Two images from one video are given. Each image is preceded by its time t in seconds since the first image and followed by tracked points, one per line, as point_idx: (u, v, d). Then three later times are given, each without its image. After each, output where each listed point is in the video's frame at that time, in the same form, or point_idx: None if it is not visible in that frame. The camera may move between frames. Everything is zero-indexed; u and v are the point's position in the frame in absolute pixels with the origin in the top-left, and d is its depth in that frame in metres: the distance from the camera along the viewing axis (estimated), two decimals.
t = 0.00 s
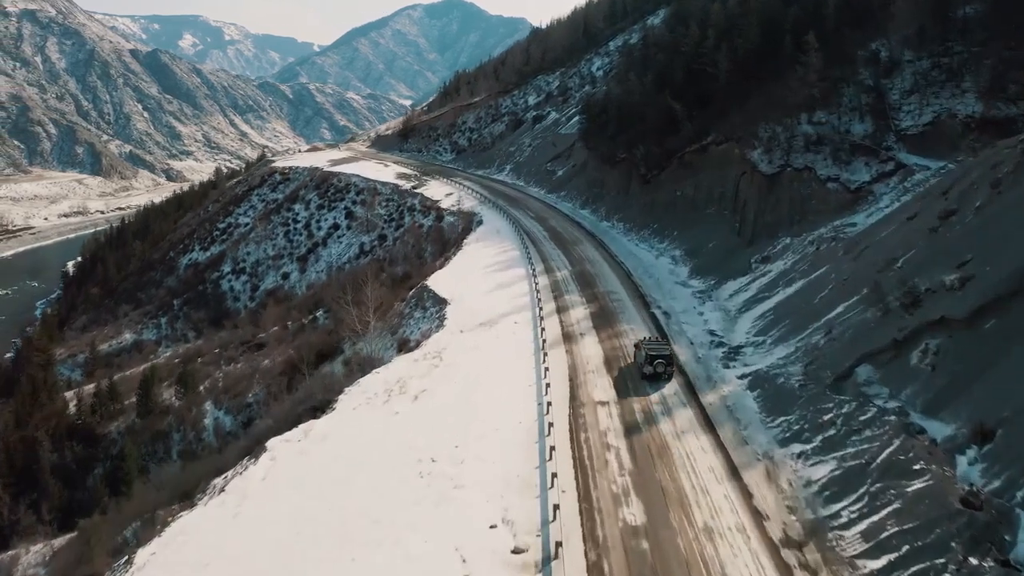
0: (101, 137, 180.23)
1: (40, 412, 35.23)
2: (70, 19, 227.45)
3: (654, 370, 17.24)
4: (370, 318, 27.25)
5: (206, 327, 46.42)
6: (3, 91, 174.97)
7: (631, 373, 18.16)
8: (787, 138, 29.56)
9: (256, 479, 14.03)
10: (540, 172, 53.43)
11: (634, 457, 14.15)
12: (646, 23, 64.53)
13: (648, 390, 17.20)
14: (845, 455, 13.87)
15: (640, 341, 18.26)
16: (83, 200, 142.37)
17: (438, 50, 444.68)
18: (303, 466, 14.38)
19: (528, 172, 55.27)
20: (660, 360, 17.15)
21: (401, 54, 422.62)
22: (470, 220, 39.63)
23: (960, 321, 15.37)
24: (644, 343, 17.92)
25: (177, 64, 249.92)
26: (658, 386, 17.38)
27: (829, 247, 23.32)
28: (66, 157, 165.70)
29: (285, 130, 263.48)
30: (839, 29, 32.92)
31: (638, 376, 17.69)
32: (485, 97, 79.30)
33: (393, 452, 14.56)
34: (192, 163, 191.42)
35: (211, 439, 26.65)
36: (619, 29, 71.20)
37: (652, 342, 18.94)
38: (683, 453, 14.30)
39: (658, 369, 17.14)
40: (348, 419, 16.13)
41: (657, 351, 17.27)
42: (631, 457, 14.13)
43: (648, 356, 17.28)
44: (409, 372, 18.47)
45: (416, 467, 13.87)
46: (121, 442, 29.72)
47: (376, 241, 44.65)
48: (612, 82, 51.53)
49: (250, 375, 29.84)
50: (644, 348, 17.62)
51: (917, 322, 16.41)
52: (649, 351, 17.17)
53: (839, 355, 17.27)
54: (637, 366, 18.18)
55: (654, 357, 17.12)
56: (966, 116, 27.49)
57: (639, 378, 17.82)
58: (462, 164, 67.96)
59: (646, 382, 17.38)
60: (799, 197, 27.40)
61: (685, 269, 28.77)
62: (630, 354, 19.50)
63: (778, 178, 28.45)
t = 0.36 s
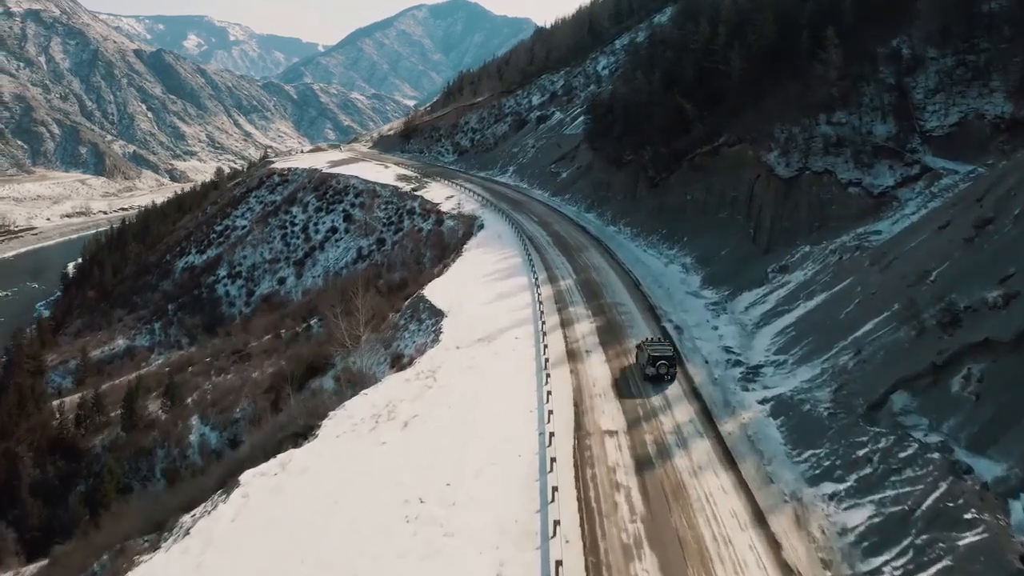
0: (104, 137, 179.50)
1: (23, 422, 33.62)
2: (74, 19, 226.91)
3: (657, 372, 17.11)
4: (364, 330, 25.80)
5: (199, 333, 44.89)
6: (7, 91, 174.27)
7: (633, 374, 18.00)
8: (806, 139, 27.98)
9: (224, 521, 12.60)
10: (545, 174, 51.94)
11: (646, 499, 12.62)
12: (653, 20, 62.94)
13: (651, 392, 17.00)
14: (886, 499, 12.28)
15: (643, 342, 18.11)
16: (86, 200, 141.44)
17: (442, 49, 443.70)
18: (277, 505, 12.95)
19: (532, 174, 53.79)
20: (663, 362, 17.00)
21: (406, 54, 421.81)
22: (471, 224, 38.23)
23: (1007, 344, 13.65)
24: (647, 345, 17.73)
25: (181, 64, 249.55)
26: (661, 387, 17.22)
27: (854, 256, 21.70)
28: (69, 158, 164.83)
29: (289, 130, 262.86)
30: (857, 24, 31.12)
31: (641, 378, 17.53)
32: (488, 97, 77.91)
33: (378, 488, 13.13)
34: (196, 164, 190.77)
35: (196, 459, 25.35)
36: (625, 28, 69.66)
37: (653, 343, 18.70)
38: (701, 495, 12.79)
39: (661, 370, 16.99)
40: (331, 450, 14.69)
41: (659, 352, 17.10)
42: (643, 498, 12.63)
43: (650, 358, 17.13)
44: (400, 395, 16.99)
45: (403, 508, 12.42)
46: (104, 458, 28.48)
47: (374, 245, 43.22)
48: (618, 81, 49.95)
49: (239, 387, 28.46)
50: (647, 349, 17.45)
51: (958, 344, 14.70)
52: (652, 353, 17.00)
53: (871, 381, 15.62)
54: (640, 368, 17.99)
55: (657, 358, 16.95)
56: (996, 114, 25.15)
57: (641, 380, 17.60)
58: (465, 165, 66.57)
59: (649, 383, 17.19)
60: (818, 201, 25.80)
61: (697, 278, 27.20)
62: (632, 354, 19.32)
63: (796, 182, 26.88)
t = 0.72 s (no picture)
0: (108, 137, 178.67)
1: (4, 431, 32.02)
2: (79, 19, 226.45)
3: (660, 373, 17.01)
4: (356, 343, 24.34)
5: (192, 339, 43.50)
6: (11, 91, 173.39)
7: (636, 375, 17.87)
8: (825, 141, 26.40)
9: None
10: (548, 176, 50.42)
11: (661, 551, 11.09)
12: (660, 18, 61.40)
13: (653, 393, 16.88)
14: (937, 556, 10.67)
15: (645, 343, 17.99)
16: (88, 201, 140.17)
17: (447, 49, 442.80)
18: (244, 556, 11.41)
19: (535, 176, 52.31)
20: (666, 363, 16.91)
21: (410, 54, 421.06)
22: (471, 228, 36.84)
23: None
24: (648, 346, 17.59)
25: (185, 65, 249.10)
26: (664, 388, 17.14)
27: (881, 268, 20.10)
28: (73, 158, 163.82)
29: (293, 130, 262.21)
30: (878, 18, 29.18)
31: (644, 379, 17.40)
32: (492, 97, 76.53)
33: (359, 536, 11.60)
34: (199, 164, 190.09)
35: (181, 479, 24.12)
36: (631, 26, 68.12)
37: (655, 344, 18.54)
38: (723, 546, 11.26)
39: (663, 371, 16.89)
40: (309, 487, 13.17)
41: (661, 354, 16.98)
42: (658, 551, 11.07)
43: (652, 360, 17.00)
44: (388, 421, 15.48)
45: (385, 562, 10.87)
46: (85, 476, 27.00)
47: (372, 250, 41.78)
48: (625, 80, 48.42)
49: (227, 401, 27.04)
50: (649, 351, 17.33)
51: (1006, 372, 12.95)
52: (655, 355, 16.88)
53: (909, 413, 14.00)
54: (642, 368, 17.86)
55: (659, 359, 16.86)
56: None
57: (643, 381, 17.47)
58: (467, 167, 65.18)
59: (651, 385, 17.08)
60: (839, 207, 24.24)
61: (709, 289, 25.71)
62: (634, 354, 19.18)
63: (815, 186, 25.37)
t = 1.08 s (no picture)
0: (112, 138, 177.67)
1: None
2: (82, 19, 225.70)
3: (661, 373, 16.81)
4: (348, 356, 22.93)
5: (185, 346, 42.03)
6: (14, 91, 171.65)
7: (637, 374, 17.63)
8: (847, 143, 24.79)
9: None
10: (553, 178, 48.94)
11: None
12: (666, 16, 59.91)
13: (655, 394, 16.66)
14: None
15: (647, 343, 17.71)
16: (91, 202, 139.03)
17: (451, 49, 442.04)
18: None
19: (539, 178, 50.84)
20: (668, 364, 16.67)
21: (415, 54, 420.36)
22: (472, 233, 35.46)
23: None
24: (650, 346, 17.30)
25: (189, 65, 248.52)
26: (666, 388, 16.96)
27: (913, 282, 18.50)
28: (76, 158, 162.37)
29: (297, 130, 261.62)
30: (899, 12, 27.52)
31: (644, 380, 17.16)
32: (494, 97, 75.20)
33: None
34: (203, 164, 189.31)
35: (164, 501, 22.69)
36: (637, 24, 66.66)
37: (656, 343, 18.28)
38: None
39: (665, 371, 16.68)
40: (283, 531, 11.72)
41: (663, 354, 16.73)
42: None
43: (655, 360, 16.72)
44: (374, 452, 14.06)
45: None
46: (64, 495, 25.55)
47: (370, 254, 40.41)
48: (631, 79, 46.90)
49: (213, 417, 25.60)
50: (651, 352, 17.04)
51: None
52: (657, 355, 16.60)
53: (955, 451, 12.45)
54: (642, 368, 17.61)
55: (662, 360, 16.59)
56: None
57: (644, 382, 17.21)
58: (469, 168, 63.83)
59: (653, 385, 16.85)
60: (863, 213, 22.71)
61: (722, 301, 24.21)
62: (635, 354, 18.98)
63: (838, 191, 23.78)
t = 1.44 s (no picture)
0: (115, 138, 177.13)
1: None
2: (86, 20, 225.52)
3: (663, 374, 16.54)
4: (340, 371, 21.64)
5: (179, 352, 40.88)
6: (18, 91, 170.93)
7: (638, 375, 17.39)
8: (869, 145, 23.38)
9: None
10: (557, 180, 47.63)
11: None
12: (673, 14, 58.63)
13: (657, 395, 16.42)
14: None
15: (647, 344, 17.46)
16: (94, 202, 138.14)
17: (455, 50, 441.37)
18: None
19: (543, 180, 49.56)
20: (669, 364, 16.41)
21: (419, 54, 419.81)
22: (473, 238, 34.25)
23: None
24: (651, 347, 17.10)
25: (193, 65, 248.21)
26: (668, 390, 16.66)
27: (943, 295, 17.07)
28: (79, 158, 161.77)
29: (301, 130, 261.25)
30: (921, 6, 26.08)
31: (646, 381, 16.87)
32: (497, 96, 74.04)
33: None
34: (206, 164, 188.83)
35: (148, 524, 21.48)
36: (642, 23, 65.38)
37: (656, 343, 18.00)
38: None
39: (667, 371, 16.43)
40: None
41: (664, 354, 16.46)
42: None
43: (656, 360, 16.45)
44: (359, 484, 12.80)
45: None
46: (45, 513, 24.35)
47: (368, 259, 39.20)
48: (637, 78, 45.61)
49: (201, 431, 24.40)
50: (651, 352, 16.79)
51: None
52: (658, 356, 16.33)
53: (1004, 490, 11.09)
54: (644, 370, 17.32)
55: (663, 360, 16.33)
56: None
57: (646, 383, 16.96)
58: (472, 169, 62.65)
59: (654, 386, 16.61)
60: (887, 220, 21.29)
61: (735, 312, 22.99)
62: (637, 354, 18.76)
63: (859, 196, 22.41)
